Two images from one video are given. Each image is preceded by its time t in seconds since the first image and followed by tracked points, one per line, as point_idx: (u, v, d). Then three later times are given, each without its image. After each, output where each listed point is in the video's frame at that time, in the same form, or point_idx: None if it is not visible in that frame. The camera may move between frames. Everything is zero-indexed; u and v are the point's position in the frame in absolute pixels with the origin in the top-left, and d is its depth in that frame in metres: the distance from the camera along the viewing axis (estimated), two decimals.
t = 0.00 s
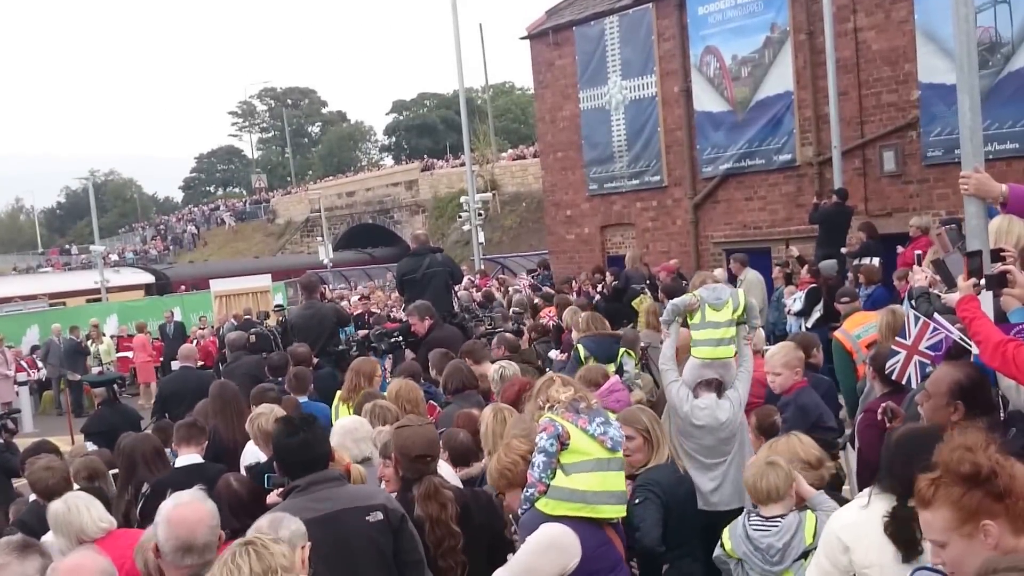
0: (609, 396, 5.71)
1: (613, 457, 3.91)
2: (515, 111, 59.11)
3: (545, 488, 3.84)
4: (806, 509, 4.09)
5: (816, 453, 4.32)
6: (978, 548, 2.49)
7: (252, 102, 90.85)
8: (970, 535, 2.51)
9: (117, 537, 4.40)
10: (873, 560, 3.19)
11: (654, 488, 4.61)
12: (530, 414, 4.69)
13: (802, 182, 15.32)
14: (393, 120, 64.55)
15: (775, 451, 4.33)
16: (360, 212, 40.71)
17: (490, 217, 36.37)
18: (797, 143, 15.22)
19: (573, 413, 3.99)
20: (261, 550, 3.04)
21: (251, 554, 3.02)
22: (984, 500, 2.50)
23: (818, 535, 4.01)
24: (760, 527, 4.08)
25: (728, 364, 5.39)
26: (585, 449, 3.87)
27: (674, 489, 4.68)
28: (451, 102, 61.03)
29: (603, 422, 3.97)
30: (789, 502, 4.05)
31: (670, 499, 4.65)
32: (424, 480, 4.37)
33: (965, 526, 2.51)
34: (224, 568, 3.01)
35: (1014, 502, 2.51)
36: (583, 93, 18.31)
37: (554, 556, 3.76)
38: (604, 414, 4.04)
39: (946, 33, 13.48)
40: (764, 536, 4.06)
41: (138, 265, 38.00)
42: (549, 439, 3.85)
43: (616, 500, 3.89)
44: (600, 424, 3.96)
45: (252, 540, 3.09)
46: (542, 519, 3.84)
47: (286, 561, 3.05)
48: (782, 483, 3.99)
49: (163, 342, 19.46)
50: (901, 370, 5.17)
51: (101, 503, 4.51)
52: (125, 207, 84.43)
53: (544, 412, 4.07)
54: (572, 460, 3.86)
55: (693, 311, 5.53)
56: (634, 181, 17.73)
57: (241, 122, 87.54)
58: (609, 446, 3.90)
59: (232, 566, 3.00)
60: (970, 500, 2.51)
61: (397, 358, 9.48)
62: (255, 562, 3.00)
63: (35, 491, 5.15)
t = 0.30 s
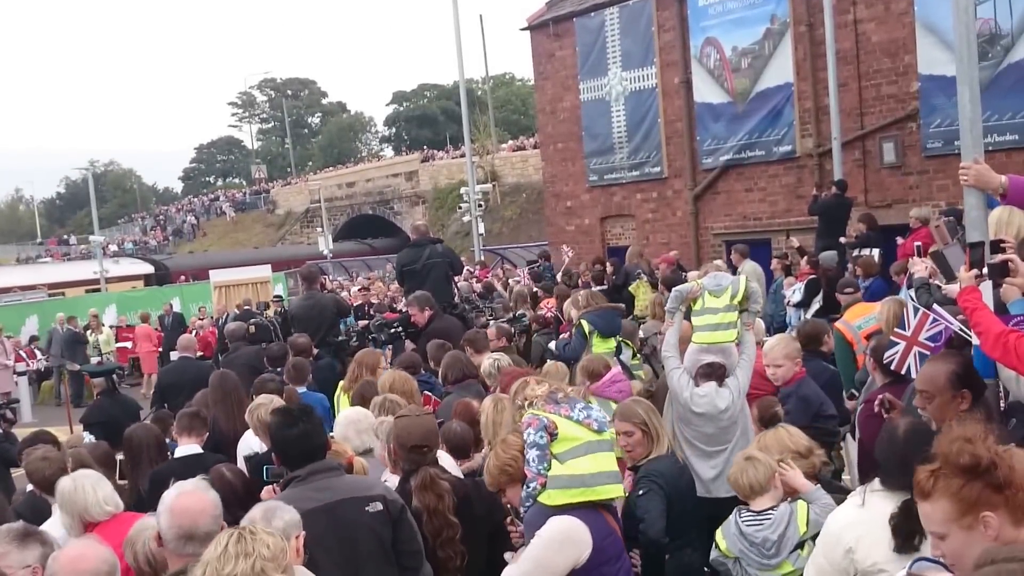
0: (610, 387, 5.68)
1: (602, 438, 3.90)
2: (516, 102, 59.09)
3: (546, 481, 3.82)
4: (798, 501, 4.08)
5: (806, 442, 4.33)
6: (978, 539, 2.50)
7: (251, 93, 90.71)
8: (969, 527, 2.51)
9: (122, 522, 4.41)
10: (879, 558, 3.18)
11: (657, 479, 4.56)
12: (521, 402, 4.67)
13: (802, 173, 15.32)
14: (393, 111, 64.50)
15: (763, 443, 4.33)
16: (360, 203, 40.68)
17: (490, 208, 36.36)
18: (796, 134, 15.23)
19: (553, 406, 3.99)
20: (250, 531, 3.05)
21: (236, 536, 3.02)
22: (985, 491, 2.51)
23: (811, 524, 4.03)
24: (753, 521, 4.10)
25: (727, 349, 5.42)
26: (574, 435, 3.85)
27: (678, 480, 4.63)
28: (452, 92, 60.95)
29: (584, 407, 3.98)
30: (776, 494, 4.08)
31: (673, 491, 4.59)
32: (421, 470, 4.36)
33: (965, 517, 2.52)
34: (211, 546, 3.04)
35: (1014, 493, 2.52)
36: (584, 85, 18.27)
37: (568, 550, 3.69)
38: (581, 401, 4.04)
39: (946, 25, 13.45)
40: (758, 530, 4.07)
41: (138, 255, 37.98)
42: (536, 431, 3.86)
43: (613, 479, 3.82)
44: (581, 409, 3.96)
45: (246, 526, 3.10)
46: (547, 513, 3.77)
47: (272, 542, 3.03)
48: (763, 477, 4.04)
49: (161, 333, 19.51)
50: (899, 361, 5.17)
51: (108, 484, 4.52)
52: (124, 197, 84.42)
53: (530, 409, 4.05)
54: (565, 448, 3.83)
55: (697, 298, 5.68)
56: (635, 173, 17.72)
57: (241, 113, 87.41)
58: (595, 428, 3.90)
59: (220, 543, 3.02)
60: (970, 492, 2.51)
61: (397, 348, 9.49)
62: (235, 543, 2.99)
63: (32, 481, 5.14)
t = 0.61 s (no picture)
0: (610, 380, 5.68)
1: (580, 418, 3.95)
2: (515, 93, 59.03)
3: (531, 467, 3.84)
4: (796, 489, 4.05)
5: (795, 433, 4.30)
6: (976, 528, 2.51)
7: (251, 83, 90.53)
8: (970, 518, 2.51)
9: (138, 503, 4.45)
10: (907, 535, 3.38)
11: (660, 471, 4.56)
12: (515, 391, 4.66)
13: (802, 165, 15.31)
14: (393, 101, 64.39)
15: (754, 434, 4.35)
16: (359, 193, 40.64)
17: (490, 199, 36.34)
18: (796, 125, 15.25)
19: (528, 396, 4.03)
20: (267, 516, 3.09)
21: (254, 521, 3.06)
22: (985, 483, 2.51)
23: (804, 513, 3.98)
24: (747, 509, 4.12)
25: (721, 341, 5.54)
26: (552, 417, 3.89)
27: (680, 472, 4.63)
28: (451, 83, 60.87)
29: (558, 393, 4.03)
30: (772, 484, 4.14)
31: (676, 483, 4.58)
32: (422, 461, 4.36)
33: (966, 509, 2.52)
34: (228, 530, 3.08)
35: (1015, 484, 2.52)
36: (584, 75, 18.23)
37: (562, 532, 3.67)
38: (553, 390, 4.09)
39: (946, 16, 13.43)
40: (752, 517, 4.08)
41: (137, 245, 37.95)
42: (514, 417, 3.89)
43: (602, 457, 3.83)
44: (556, 395, 4.02)
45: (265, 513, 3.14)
46: (539, 497, 3.76)
47: (290, 527, 3.07)
48: (760, 466, 4.12)
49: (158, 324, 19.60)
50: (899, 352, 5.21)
51: (129, 463, 4.57)
52: (123, 187, 84.32)
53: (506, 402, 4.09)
54: (545, 431, 3.86)
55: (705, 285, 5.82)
56: (634, 164, 17.70)
57: (240, 103, 87.24)
58: (571, 409, 3.95)
59: (237, 527, 3.07)
60: (970, 484, 2.52)
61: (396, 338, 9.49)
62: (253, 526, 3.03)
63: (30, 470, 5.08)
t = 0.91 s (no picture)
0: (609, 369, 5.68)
1: (573, 410, 3.94)
2: (515, 84, 58.97)
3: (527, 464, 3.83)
4: (796, 474, 4.15)
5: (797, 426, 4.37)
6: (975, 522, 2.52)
7: (250, 73, 90.41)
8: (967, 509, 2.52)
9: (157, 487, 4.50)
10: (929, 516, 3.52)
11: (661, 462, 4.56)
12: (515, 382, 4.65)
13: (801, 157, 15.31)
14: (392, 92, 64.29)
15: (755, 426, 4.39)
16: (359, 184, 40.60)
17: (489, 190, 36.33)
18: (796, 117, 15.25)
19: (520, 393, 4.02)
20: (289, 502, 3.12)
21: (276, 507, 3.09)
22: (982, 474, 2.52)
23: (807, 495, 4.07)
24: (751, 493, 4.12)
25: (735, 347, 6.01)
26: (544, 411, 3.88)
27: (680, 463, 4.62)
28: (451, 74, 60.79)
29: (549, 388, 4.03)
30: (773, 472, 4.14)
31: (677, 474, 4.58)
32: (425, 450, 4.36)
33: (963, 500, 2.53)
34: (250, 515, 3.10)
35: (1012, 475, 2.53)
36: (583, 66, 18.20)
37: (558, 524, 3.65)
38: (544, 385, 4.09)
39: (947, 8, 13.42)
40: (756, 500, 4.09)
41: (137, 236, 37.94)
42: (507, 415, 3.88)
43: (595, 445, 3.84)
44: (547, 389, 4.02)
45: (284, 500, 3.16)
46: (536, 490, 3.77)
47: (311, 512, 3.10)
48: (768, 456, 4.09)
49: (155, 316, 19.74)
50: (897, 345, 5.22)
51: (157, 445, 4.62)
52: (122, 178, 84.26)
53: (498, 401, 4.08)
54: (538, 425, 3.85)
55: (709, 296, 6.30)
56: (634, 155, 17.68)
57: (240, 94, 87.11)
58: (563, 401, 3.95)
59: (259, 513, 3.09)
60: (967, 475, 2.52)
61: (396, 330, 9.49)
62: (275, 512, 3.06)
63: (27, 461, 5.04)
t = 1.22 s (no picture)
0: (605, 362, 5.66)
1: (586, 407, 3.91)
2: (514, 76, 58.93)
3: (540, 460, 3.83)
4: (804, 466, 4.20)
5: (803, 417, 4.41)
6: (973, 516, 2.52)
7: (249, 64, 90.29)
8: (964, 501, 2.52)
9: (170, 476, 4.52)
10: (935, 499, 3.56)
11: (660, 454, 4.57)
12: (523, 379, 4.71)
13: (801, 149, 15.31)
14: (392, 84, 64.19)
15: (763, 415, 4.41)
16: (358, 176, 40.57)
17: (488, 182, 36.32)
18: (796, 109, 15.23)
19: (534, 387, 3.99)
20: (298, 491, 3.13)
21: (285, 498, 3.09)
22: (978, 467, 2.53)
23: (816, 487, 4.11)
24: (761, 482, 4.15)
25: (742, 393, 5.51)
26: (558, 409, 3.86)
27: (678, 455, 4.63)
28: (451, 66, 60.73)
29: (564, 382, 3.99)
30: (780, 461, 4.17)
31: (676, 466, 4.59)
32: (426, 441, 4.37)
33: (960, 492, 2.53)
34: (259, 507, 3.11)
35: (1010, 469, 2.54)
36: (583, 58, 18.17)
37: (570, 521, 3.70)
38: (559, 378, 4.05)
39: None
40: (767, 489, 4.12)
41: (136, 227, 37.91)
42: (522, 413, 3.86)
43: (607, 442, 3.84)
44: (561, 384, 3.98)
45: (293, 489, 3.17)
46: (550, 488, 3.79)
47: (320, 502, 3.12)
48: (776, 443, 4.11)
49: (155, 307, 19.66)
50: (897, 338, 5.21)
51: (180, 438, 4.63)
52: (121, 169, 84.20)
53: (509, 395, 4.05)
54: (552, 423, 3.84)
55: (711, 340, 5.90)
56: (633, 147, 17.67)
57: (239, 86, 86.99)
58: (577, 398, 3.92)
59: (268, 504, 3.10)
60: (965, 468, 2.53)
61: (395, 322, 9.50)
62: (284, 503, 3.07)
63: (27, 451, 5.03)
